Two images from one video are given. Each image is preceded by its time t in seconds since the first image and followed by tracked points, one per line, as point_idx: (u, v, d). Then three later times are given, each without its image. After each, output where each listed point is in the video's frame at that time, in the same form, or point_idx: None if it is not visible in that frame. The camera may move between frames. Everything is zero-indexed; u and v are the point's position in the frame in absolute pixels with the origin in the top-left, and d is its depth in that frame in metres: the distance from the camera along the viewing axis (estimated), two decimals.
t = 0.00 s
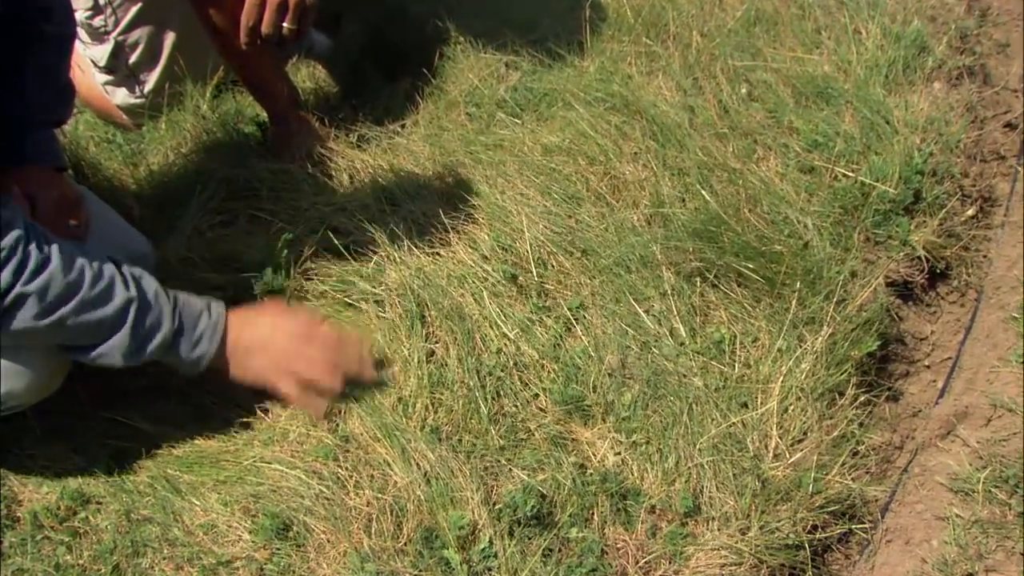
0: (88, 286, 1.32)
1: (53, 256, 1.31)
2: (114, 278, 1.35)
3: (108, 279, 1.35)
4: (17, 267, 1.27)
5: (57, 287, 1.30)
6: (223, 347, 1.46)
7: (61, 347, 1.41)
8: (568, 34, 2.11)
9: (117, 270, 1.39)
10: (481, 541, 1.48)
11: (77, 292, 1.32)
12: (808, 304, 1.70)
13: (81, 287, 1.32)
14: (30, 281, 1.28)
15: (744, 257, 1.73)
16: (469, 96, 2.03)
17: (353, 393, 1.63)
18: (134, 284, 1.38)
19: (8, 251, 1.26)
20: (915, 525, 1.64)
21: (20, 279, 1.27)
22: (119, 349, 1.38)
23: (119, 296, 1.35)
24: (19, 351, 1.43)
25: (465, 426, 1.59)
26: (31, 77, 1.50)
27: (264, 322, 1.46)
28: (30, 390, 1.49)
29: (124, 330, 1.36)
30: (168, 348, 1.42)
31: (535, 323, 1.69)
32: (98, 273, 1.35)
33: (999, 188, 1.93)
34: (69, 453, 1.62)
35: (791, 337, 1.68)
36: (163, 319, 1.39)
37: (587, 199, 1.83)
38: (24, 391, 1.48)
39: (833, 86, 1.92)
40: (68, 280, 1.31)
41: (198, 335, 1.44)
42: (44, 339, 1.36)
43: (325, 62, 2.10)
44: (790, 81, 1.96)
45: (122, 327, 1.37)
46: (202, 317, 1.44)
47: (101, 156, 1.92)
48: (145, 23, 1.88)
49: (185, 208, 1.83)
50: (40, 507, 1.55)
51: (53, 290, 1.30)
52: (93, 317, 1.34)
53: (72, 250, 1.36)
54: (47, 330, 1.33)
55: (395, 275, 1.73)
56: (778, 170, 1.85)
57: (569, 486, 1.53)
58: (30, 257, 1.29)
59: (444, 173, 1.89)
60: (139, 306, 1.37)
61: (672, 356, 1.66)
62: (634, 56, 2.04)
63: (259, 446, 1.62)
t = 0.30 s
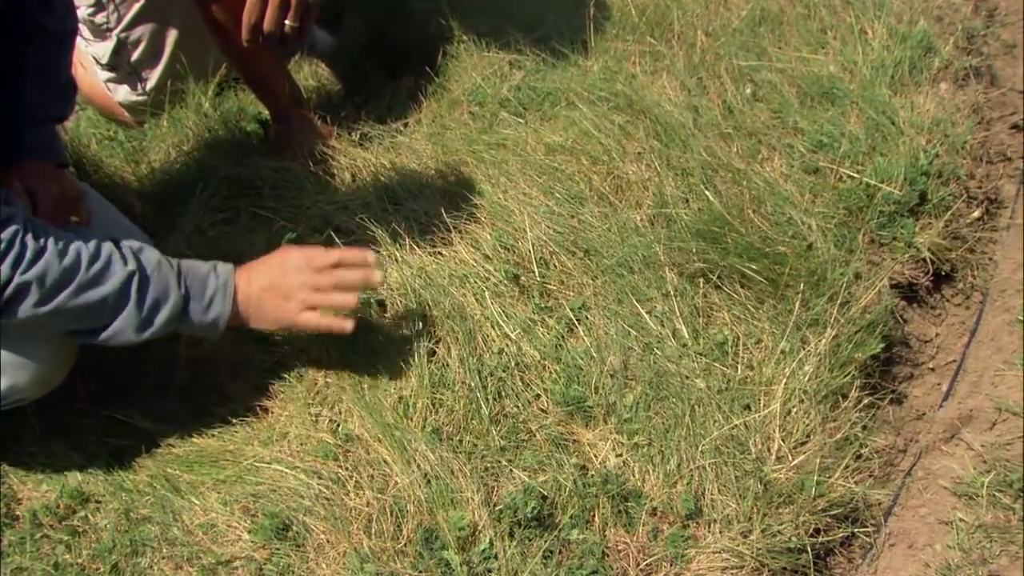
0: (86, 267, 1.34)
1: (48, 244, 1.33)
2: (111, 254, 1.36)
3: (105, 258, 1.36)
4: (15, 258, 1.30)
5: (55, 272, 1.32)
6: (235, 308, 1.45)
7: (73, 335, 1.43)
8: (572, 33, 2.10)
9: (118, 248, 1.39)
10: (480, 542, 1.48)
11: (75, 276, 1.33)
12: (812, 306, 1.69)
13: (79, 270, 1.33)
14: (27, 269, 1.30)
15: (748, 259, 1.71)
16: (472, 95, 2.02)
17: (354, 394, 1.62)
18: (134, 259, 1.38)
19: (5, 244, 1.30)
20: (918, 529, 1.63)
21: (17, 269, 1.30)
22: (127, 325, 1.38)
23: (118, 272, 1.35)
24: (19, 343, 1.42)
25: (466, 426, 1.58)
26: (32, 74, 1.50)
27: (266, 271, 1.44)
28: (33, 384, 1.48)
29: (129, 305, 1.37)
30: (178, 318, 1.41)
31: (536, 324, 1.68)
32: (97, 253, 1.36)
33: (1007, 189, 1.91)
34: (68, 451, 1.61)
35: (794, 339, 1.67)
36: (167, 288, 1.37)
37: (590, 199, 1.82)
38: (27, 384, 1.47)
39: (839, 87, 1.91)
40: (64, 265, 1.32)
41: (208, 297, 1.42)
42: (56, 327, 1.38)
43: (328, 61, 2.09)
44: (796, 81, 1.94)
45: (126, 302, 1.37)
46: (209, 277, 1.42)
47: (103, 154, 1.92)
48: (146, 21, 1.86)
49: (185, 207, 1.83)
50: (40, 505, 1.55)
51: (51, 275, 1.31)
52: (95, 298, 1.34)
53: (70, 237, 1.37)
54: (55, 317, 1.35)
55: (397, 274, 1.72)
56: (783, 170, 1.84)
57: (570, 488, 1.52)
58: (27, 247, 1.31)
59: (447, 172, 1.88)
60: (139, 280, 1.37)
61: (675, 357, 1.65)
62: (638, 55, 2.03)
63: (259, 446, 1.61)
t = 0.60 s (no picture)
0: (87, 265, 1.33)
1: (48, 246, 1.33)
2: (111, 251, 1.36)
3: (105, 254, 1.35)
4: (18, 262, 1.29)
5: (59, 274, 1.31)
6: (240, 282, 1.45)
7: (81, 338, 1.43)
8: (575, 28, 2.09)
9: (117, 245, 1.39)
10: (482, 539, 1.47)
11: (78, 274, 1.32)
12: (815, 303, 1.68)
13: (81, 269, 1.33)
14: (31, 272, 1.30)
15: (751, 255, 1.70)
16: (474, 90, 2.01)
17: (354, 390, 1.62)
18: (133, 253, 1.39)
19: (8, 250, 1.29)
20: (922, 527, 1.63)
21: (22, 273, 1.29)
22: (136, 318, 1.38)
23: (119, 267, 1.35)
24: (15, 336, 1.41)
25: (468, 423, 1.57)
26: (32, 70, 1.50)
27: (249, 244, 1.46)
28: (31, 379, 1.45)
29: (134, 299, 1.37)
30: (184, 307, 1.41)
31: (538, 320, 1.67)
32: (96, 250, 1.35)
33: (1012, 186, 1.90)
34: (68, 446, 1.61)
35: (798, 336, 1.66)
36: (169, 278, 1.38)
37: (592, 195, 1.81)
38: (25, 379, 1.45)
39: (843, 82, 1.90)
40: (67, 265, 1.32)
41: (210, 280, 1.43)
42: (63, 331, 1.38)
43: (329, 56, 2.08)
44: (800, 77, 1.93)
45: (130, 296, 1.37)
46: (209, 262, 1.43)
47: (103, 149, 1.91)
48: (146, 15, 1.86)
49: (185, 202, 1.82)
50: (39, 501, 1.55)
51: (55, 276, 1.31)
52: (99, 295, 1.34)
53: (70, 239, 1.37)
54: (63, 319, 1.35)
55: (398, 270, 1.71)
56: (786, 166, 1.82)
57: (571, 485, 1.51)
58: (29, 251, 1.31)
59: (449, 168, 1.87)
60: (140, 273, 1.37)
61: (677, 353, 1.64)
62: (641, 50, 2.02)
63: (259, 442, 1.60)
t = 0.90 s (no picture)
0: (117, 272, 1.34)
1: (76, 246, 1.32)
2: (139, 265, 1.38)
3: (133, 267, 1.37)
4: (49, 256, 1.28)
5: (89, 274, 1.31)
6: (248, 323, 1.53)
7: (81, 344, 1.41)
8: (575, 27, 2.08)
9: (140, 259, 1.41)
10: (483, 541, 1.46)
11: (107, 279, 1.33)
12: (817, 302, 1.68)
13: (111, 274, 1.34)
14: (62, 269, 1.29)
15: (753, 255, 1.70)
16: (476, 90, 2.01)
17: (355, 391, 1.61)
18: (158, 271, 1.41)
19: (39, 243, 1.27)
20: (925, 527, 1.62)
21: (53, 267, 1.28)
22: (152, 332, 1.39)
23: (148, 280, 1.37)
24: (21, 335, 1.39)
25: (469, 423, 1.56)
26: (32, 68, 1.48)
27: (280, 307, 1.58)
28: (36, 377, 1.44)
29: (155, 314, 1.38)
30: (196, 333, 1.45)
31: (539, 320, 1.66)
32: (124, 260, 1.37)
33: (1016, 184, 1.89)
34: (68, 448, 1.60)
35: (801, 336, 1.65)
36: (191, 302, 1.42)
37: (594, 194, 1.81)
38: (31, 377, 1.43)
39: (845, 81, 1.89)
40: (97, 268, 1.32)
41: (223, 314, 1.49)
42: (72, 333, 1.36)
43: (329, 56, 2.08)
44: (802, 76, 1.93)
45: (154, 309, 1.38)
46: (225, 294, 1.50)
47: (103, 149, 1.91)
48: (146, 15, 1.85)
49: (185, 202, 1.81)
50: (39, 502, 1.54)
51: (85, 276, 1.30)
52: (126, 301, 1.35)
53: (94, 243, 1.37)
54: (79, 321, 1.33)
55: (399, 271, 1.70)
56: (789, 165, 1.82)
57: (573, 486, 1.51)
58: (60, 248, 1.29)
59: (450, 168, 1.87)
60: (166, 291, 1.40)
61: (680, 354, 1.63)
62: (643, 50, 2.02)
63: (259, 443, 1.60)
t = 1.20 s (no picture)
0: (113, 270, 1.34)
1: (72, 244, 1.32)
2: (135, 263, 1.37)
3: (129, 265, 1.36)
4: (44, 255, 1.27)
5: (84, 273, 1.31)
6: (246, 320, 1.52)
7: (79, 343, 1.40)
8: (576, 23, 2.08)
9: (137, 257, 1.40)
10: (483, 538, 1.45)
11: (103, 278, 1.32)
12: (819, 299, 1.67)
13: (107, 272, 1.33)
14: (57, 268, 1.28)
15: (753, 252, 1.69)
16: (476, 87, 2.00)
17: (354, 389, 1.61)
18: (155, 269, 1.41)
19: (34, 241, 1.26)
20: (926, 525, 1.62)
21: (48, 266, 1.27)
22: (148, 331, 1.39)
23: (144, 278, 1.37)
24: (18, 332, 1.38)
25: (469, 421, 1.56)
26: (30, 67, 1.48)
27: (279, 302, 1.57)
28: (33, 375, 1.43)
29: (151, 312, 1.38)
30: (193, 332, 1.45)
31: (539, 318, 1.66)
32: (120, 259, 1.36)
33: (1018, 181, 1.89)
34: (67, 445, 1.60)
35: (802, 332, 1.65)
36: (189, 301, 1.42)
37: (594, 191, 1.80)
38: (27, 375, 1.42)
39: (846, 78, 1.89)
40: (93, 266, 1.32)
41: (220, 312, 1.48)
42: (69, 332, 1.35)
43: (329, 52, 2.06)
44: (803, 72, 1.92)
45: (150, 308, 1.38)
46: (223, 292, 1.49)
47: (102, 146, 1.90)
48: (145, 11, 1.84)
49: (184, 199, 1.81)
50: (37, 500, 1.54)
51: (80, 275, 1.30)
52: (121, 300, 1.34)
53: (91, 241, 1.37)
54: (75, 320, 1.33)
55: (399, 268, 1.70)
56: (790, 162, 1.81)
57: (573, 484, 1.50)
58: (55, 246, 1.29)
59: (450, 164, 1.86)
60: (163, 289, 1.39)
61: (680, 351, 1.62)
62: (643, 46, 2.01)
63: (259, 441, 1.59)
